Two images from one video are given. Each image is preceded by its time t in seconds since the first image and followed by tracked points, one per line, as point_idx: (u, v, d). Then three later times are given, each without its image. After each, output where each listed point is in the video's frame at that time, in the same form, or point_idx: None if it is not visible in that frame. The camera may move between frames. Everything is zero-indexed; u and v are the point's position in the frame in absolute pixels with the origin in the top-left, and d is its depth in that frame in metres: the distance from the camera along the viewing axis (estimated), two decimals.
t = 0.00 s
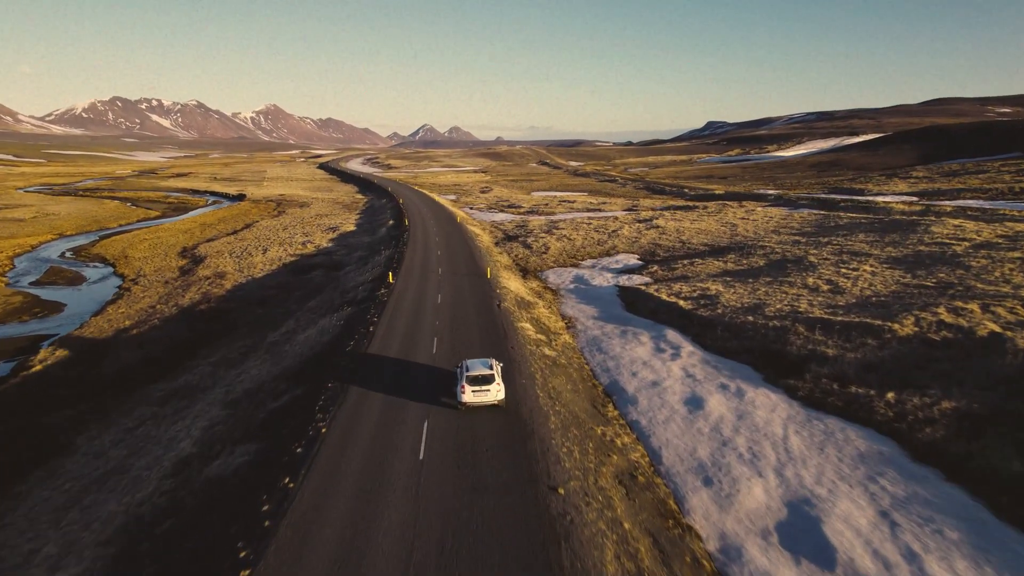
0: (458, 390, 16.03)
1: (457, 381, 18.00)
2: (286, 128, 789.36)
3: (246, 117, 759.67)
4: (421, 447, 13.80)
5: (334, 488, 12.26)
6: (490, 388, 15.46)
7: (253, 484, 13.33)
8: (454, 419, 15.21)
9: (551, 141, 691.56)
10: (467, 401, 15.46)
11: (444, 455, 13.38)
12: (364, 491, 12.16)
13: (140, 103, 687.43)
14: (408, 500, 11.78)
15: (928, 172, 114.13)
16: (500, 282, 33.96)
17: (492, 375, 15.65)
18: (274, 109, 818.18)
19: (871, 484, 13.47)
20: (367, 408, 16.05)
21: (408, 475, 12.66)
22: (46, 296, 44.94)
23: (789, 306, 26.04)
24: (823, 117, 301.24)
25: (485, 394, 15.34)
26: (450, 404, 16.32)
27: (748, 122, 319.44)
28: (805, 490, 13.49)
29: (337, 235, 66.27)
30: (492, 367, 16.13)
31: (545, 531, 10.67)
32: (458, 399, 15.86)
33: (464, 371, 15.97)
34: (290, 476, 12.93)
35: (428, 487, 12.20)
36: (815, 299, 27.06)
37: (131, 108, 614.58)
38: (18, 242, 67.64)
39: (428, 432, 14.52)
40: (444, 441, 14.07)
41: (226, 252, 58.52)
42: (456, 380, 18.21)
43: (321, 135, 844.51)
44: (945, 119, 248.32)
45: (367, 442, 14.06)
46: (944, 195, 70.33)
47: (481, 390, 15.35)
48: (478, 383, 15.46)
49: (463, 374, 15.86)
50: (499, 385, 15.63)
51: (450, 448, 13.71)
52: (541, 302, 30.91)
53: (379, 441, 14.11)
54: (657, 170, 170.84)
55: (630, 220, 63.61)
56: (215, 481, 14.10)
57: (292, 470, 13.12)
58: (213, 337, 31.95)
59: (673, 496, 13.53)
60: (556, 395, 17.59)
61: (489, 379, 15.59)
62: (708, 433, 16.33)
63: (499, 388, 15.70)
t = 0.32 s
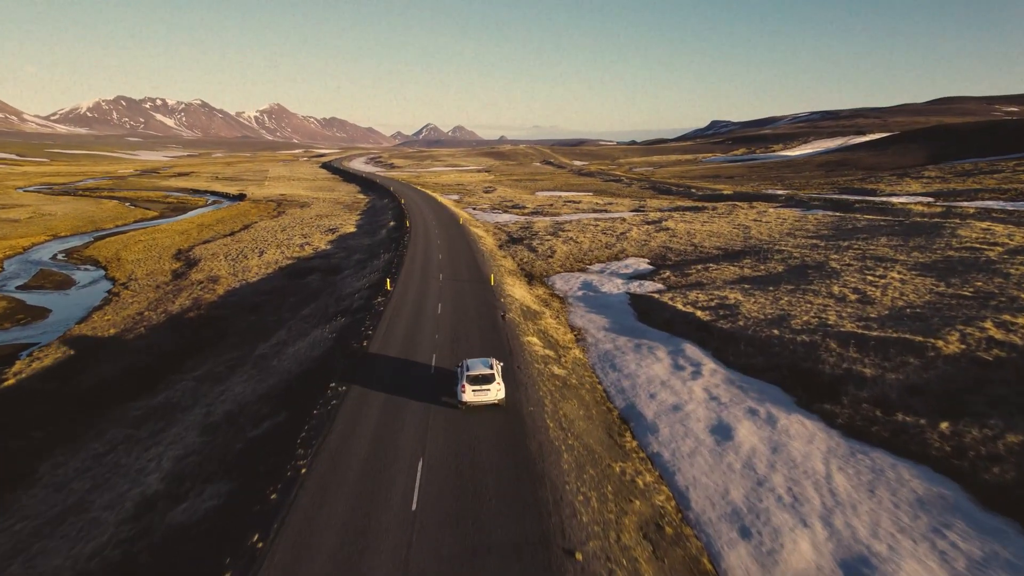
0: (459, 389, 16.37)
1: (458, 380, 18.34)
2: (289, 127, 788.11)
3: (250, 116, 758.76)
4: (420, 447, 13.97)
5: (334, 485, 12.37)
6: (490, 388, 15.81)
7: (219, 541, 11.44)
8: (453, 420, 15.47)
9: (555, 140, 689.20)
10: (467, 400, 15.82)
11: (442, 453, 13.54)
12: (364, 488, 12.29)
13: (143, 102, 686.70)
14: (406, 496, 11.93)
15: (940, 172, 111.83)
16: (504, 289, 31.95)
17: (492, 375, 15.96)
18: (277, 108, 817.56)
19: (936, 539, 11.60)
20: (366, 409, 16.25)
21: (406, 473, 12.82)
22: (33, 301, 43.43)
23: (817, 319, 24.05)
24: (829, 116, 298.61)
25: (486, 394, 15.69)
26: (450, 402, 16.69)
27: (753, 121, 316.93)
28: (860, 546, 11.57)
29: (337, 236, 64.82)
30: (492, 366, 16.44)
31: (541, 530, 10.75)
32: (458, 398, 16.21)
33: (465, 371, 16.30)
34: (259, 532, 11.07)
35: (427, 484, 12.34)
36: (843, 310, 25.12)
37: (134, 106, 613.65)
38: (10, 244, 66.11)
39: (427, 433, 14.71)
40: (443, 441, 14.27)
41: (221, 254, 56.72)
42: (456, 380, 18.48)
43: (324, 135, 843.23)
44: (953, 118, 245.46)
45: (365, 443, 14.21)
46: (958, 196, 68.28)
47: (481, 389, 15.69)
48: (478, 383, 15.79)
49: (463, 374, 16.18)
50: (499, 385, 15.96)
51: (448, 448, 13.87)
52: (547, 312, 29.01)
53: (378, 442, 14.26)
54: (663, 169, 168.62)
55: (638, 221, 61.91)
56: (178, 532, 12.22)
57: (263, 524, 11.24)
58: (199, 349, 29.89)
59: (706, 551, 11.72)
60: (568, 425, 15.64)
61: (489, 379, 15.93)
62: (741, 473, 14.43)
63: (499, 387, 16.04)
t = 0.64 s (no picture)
0: (459, 389, 16.45)
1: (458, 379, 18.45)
2: (293, 127, 787.31)
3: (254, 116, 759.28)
4: (420, 452, 13.77)
5: (332, 492, 12.18)
6: (490, 387, 15.88)
7: None
8: (454, 419, 15.49)
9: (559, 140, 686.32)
10: (467, 399, 15.88)
11: (441, 453, 13.66)
12: (362, 496, 12.08)
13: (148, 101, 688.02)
14: (405, 503, 11.76)
15: (953, 172, 109.58)
16: (509, 297, 29.92)
17: (492, 375, 16.03)
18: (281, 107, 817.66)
19: None
20: (366, 410, 16.16)
21: (406, 478, 12.64)
22: (19, 305, 42.05)
23: (850, 334, 21.94)
24: (835, 115, 296.19)
25: (486, 394, 15.76)
26: (450, 401, 16.79)
27: (759, 121, 314.51)
28: None
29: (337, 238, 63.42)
30: (492, 366, 16.50)
31: (541, 558, 10.12)
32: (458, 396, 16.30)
33: (465, 370, 16.38)
34: None
35: (426, 491, 12.15)
36: (877, 324, 23.10)
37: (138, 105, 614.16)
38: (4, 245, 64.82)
39: (427, 435, 14.58)
40: (443, 444, 14.12)
41: (216, 257, 54.97)
42: (456, 380, 18.50)
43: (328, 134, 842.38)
44: (961, 117, 243.10)
45: (364, 448, 14.03)
46: (977, 197, 66.08)
47: (481, 389, 15.78)
48: (478, 383, 15.86)
49: (463, 374, 16.26)
50: (499, 384, 16.03)
51: (448, 448, 13.93)
52: (556, 324, 27.11)
53: (377, 447, 14.08)
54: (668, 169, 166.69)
55: (646, 222, 60.17)
56: None
57: None
58: (184, 364, 28.03)
59: None
60: (583, 465, 13.69)
61: (489, 378, 16.00)
62: (780, 519, 12.60)
63: (499, 387, 16.10)
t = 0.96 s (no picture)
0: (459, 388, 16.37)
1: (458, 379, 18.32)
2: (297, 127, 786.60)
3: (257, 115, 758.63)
4: (419, 456, 13.55)
5: (330, 502, 11.92)
6: (490, 386, 15.78)
7: None
8: (455, 418, 15.45)
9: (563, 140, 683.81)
10: (467, 398, 15.78)
11: (442, 451, 13.73)
12: (360, 502, 11.91)
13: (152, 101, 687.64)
14: (403, 506, 11.76)
15: (966, 172, 107.52)
16: (514, 308, 27.90)
17: (492, 374, 15.93)
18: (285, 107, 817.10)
19: None
20: (367, 408, 16.15)
21: (405, 487, 12.41)
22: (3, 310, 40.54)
23: (889, 353, 19.89)
24: (842, 115, 293.83)
25: (486, 393, 15.67)
26: (451, 400, 16.73)
27: (765, 121, 312.29)
28: None
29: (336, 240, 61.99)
30: (492, 365, 16.37)
31: None
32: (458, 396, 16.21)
33: (465, 369, 16.28)
34: None
35: (426, 493, 12.15)
36: (917, 340, 21.03)
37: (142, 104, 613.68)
38: None
39: (428, 434, 14.57)
40: (444, 443, 14.15)
41: (209, 261, 53.09)
42: (456, 380, 18.36)
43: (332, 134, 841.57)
44: (970, 117, 240.48)
45: (358, 470, 13.11)
46: (998, 198, 63.91)
47: (481, 388, 15.66)
48: (478, 382, 15.76)
49: (463, 373, 16.13)
50: (499, 383, 15.94)
51: (447, 447, 13.96)
52: (565, 337, 25.18)
53: (373, 469, 13.14)
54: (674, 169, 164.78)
55: (654, 224, 58.60)
56: None
57: None
58: (164, 379, 26.02)
59: None
60: (603, 518, 11.77)
61: (490, 377, 15.90)
62: None
63: (499, 386, 16.03)
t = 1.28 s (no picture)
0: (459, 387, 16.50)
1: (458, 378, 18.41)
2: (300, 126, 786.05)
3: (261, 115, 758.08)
4: (418, 455, 13.60)
5: (329, 502, 11.89)
6: (491, 385, 15.93)
7: None
8: (455, 417, 15.58)
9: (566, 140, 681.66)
10: (467, 397, 15.93)
11: (439, 450, 13.79)
12: (360, 500, 11.95)
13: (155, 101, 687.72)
14: (400, 505, 11.72)
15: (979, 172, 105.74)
16: (520, 320, 25.89)
17: (492, 374, 16.07)
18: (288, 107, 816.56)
19: None
20: (367, 408, 16.26)
21: (403, 485, 12.44)
22: None
23: (937, 375, 17.95)
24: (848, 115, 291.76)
25: (486, 392, 15.81)
26: (451, 400, 16.86)
27: (770, 121, 310.39)
28: None
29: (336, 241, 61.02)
30: (492, 365, 16.53)
31: None
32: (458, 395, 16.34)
33: (465, 369, 16.44)
34: None
35: (425, 491, 12.18)
36: (966, 359, 19.11)
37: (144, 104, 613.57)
38: None
39: (427, 433, 14.70)
40: (442, 444, 14.15)
41: (202, 265, 51.37)
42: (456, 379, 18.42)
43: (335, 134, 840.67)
44: (978, 116, 238.44)
45: (348, 497, 12.09)
46: (1017, 198, 62.11)
47: (481, 387, 15.80)
48: (478, 381, 15.91)
49: (463, 372, 16.29)
50: (499, 382, 16.09)
51: (446, 446, 14.02)
52: (574, 352, 23.22)
53: (364, 495, 12.12)
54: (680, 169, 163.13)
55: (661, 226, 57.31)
56: None
57: None
58: (142, 396, 24.22)
59: None
60: None
61: (490, 376, 16.05)
62: None
63: (499, 385, 16.18)
